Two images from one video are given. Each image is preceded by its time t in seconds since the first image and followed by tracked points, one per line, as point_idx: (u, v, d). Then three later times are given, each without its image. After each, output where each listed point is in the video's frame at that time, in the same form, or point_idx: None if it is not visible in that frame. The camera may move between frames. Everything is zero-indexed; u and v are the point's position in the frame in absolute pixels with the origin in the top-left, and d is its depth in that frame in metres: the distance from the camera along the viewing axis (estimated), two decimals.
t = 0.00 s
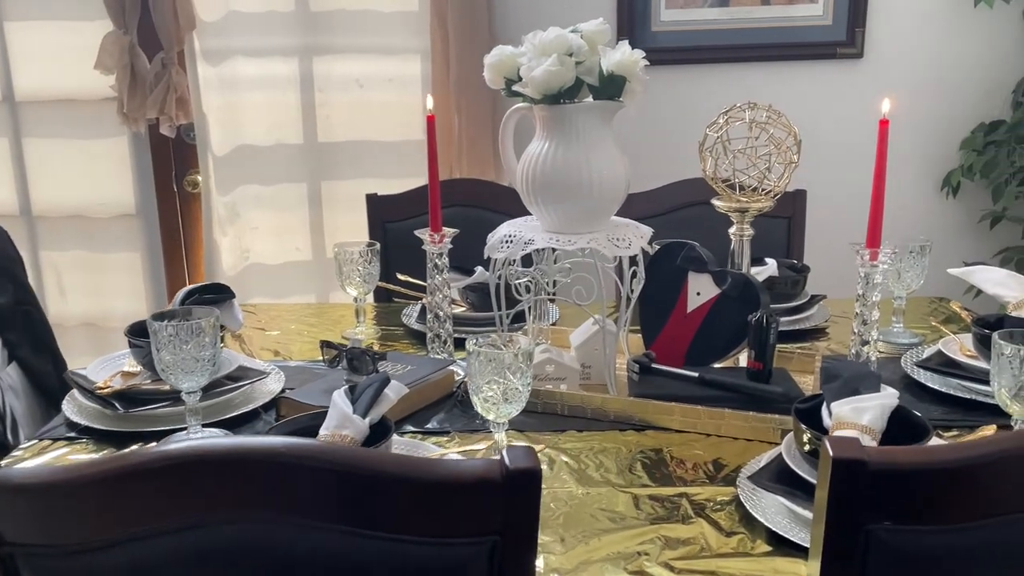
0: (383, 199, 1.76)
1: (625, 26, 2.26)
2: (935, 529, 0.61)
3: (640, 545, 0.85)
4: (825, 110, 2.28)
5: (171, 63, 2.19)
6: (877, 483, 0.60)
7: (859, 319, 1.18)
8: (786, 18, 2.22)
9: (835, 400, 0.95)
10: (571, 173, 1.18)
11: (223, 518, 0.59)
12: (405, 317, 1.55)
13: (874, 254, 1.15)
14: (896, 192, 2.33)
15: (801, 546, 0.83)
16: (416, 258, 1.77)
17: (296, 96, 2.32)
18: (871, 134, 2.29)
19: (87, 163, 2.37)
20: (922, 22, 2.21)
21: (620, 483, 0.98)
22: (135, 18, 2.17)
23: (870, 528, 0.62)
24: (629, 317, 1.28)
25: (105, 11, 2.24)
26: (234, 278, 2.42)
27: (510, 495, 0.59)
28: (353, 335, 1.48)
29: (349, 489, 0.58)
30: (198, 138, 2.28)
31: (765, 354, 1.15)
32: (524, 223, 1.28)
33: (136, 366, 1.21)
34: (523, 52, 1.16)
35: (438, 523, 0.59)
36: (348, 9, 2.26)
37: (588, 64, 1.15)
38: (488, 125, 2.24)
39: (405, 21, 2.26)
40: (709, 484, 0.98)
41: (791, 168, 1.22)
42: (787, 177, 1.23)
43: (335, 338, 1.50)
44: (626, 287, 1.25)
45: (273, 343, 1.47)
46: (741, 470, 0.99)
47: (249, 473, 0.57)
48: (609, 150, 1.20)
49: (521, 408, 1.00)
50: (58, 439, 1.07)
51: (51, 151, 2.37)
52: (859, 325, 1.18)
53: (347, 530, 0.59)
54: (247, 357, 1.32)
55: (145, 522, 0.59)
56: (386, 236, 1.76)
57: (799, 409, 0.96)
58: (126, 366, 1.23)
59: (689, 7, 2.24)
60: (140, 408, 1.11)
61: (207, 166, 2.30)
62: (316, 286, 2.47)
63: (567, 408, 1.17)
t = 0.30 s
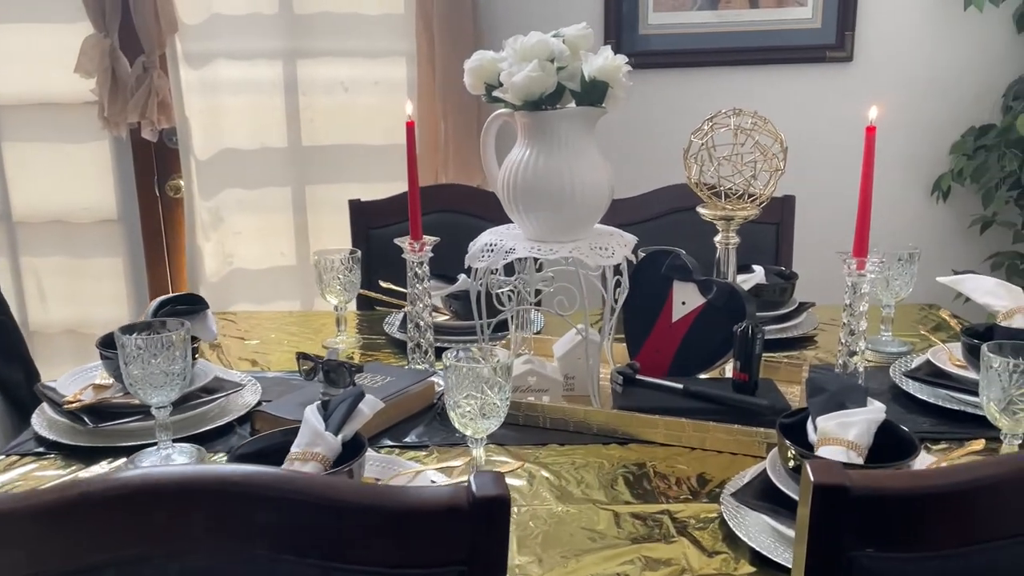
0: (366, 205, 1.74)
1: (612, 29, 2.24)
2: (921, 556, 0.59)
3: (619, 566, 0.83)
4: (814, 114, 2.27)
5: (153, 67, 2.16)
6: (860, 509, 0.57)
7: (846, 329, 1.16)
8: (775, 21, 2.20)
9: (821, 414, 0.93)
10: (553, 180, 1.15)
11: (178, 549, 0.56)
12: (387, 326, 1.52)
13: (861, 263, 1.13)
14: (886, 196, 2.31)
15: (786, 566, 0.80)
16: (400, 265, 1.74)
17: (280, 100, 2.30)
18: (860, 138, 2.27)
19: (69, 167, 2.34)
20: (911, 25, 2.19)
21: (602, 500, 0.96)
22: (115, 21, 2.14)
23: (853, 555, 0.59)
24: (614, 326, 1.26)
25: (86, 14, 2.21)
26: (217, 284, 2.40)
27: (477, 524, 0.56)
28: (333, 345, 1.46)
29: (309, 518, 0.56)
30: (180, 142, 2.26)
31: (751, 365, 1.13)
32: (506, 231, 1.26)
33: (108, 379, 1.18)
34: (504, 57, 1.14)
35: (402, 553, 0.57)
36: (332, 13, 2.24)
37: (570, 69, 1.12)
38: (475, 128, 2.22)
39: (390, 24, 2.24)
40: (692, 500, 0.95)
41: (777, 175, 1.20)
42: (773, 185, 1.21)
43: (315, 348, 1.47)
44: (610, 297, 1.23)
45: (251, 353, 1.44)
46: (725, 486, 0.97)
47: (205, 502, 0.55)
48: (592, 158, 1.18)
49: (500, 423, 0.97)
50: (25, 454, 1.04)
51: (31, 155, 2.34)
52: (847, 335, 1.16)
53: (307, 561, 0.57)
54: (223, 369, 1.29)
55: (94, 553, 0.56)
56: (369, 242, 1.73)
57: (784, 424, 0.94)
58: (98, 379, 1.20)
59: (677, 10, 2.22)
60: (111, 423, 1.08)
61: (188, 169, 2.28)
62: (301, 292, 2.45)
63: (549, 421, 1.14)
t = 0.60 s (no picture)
0: (352, 210, 1.71)
1: (603, 32, 2.23)
2: None
3: None
4: (808, 118, 2.24)
5: (139, 70, 2.14)
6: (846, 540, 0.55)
7: (837, 340, 1.13)
8: (769, 25, 2.18)
9: (810, 430, 0.90)
10: (538, 188, 1.13)
11: None
12: (372, 334, 1.50)
13: (852, 273, 1.11)
14: (880, 201, 2.29)
15: None
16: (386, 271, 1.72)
17: (268, 103, 2.29)
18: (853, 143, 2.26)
19: (53, 171, 2.32)
20: (905, 29, 2.17)
21: (586, 518, 0.93)
22: (101, 23, 2.12)
23: None
24: (601, 336, 1.23)
25: (70, 16, 2.18)
26: (204, 289, 2.39)
27: (447, 555, 0.53)
28: (316, 354, 1.43)
29: (271, 549, 0.54)
30: (166, 144, 2.24)
31: (739, 378, 1.11)
32: (491, 239, 1.23)
33: (83, 390, 1.16)
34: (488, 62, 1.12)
35: None
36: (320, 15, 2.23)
37: (555, 74, 1.10)
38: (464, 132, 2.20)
39: (378, 26, 2.23)
40: (678, 518, 0.93)
41: (767, 183, 1.18)
42: (762, 193, 1.18)
43: (299, 357, 1.44)
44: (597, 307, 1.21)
45: (232, 362, 1.41)
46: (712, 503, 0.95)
47: (161, 532, 0.53)
48: (578, 164, 1.16)
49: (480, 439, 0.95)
50: None
51: (15, 159, 2.31)
52: (838, 346, 1.13)
53: None
54: (202, 379, 1.26)
55: None
56: (356, 249, 1.70)
57: (772, 440, 0.91)
58: (72, 391, 1.17)
59: (670, 13, 2.20)
60: (84, 436, 1.05)
61: (175, 173, 2.26)
62: (289, 296, 2.44)
63: (534, 434, 1.11)
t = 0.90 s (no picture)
0: (342, 214, 1.69)
1: (597, 35, 2.21)
2: None
3: None
4: (804, 121, 2.22)
5: (129, 72, 2.12)
6: (834, 568, 0.53)
7: (831, 350, 1.10)
8: (765, 27, 2.16)
9: (801, 444, 0.88)
10: (526, 194, 1.10)
11: None
12: (360, 341, 1.48)
13: (846, 282, 1.08)
14: (877, 206, 2.27)
15: None
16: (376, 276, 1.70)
17: (259, 104, 2.29)
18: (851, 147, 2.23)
19: (42, 173, 2.30)
20: (904, 31, 2.15)
21: (572, 533, 0.91)
22: (91, 24, 2.10)
23: None
24: (591, 344, 1.21)
25: (59, 16, 2.17)
26: (195, 291, 2.38)
27: None
28: (304, 362, 1.41)
29: None
30: (157, 147, 2.23)
31: (731, 389, 1.08)
32: (479, 246, 1.21)
33: (61, 400, 1.13)
34: (475, 66, 1.09)
35: None
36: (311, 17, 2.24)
37: (544, 79, 1.08)
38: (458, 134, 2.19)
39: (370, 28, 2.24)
40: (666, 534, 0.90)
41: (760, 190, 1.16)
42: (755, 200, 1.16)
43: (285, 364, 1.42)
44: (587, 315, 1.18)
45: (217, 370, 1.39)
46: (701, 518, 0.92)
47: (118, 561, 0.51)
48: (567, 170, 1.13)
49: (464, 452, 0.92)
50: None
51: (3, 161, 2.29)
52: (832, 356, 1.10)
53: None
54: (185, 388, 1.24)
55: None
56: (345, 253, 1.68)
57: (762, 454, 0.89)
58: (51, 400, 1.15)
59: (665, 15, 2.18)
60: (60, 447, 1.02)
61: (166, 176, 2.25)
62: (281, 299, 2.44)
63: (521, 445, 1.09)
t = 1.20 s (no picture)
0: (333, 216, 1.68)
1: (592, 36, 2.19)
2: None
3: None
4: (801, 123, 2.21)
5: (120, 70, 2.16)
6: None
7: (824, 356, 1.09)
8: (761, 29, 2.14)
9: (791, 454, 0.86)
10: (515, 197, 1.09)
11: None
12: (350, 344, 1.46)
13: (840, 287, 1.06)
14: (874, 210, 2.25)
15: None
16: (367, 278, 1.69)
17: (252, 104, 2.32)
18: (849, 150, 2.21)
19: (35, 172, 2.32)
20: (902, 33, 2.13)
21: (557, 543, 0.89)
22: (82, 23, 2.12)
23: None
24: (581, 349, 1.19)
25: (51, 17, 2.19)
26: (187, 292, 2.42)
27: None
28: (293, 365, 1.40)
29: None
30: (149, 148, 2.28)
31: (722, 396, 1.06)
32: (468, 250, 1.19)
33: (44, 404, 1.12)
34: (464, 67, 1.07)
35: None
36: (305, 17, 2.26)
37: (534, 80, 1.05)
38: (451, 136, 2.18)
39: (364, 27, 2.25)
40: (654, 544, 0.89)
41: (753, 194, 1.14)
42: (747, 204, 1.15)
43: (273, 367, 1.41)
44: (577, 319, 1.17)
45: (204, 373, 1.37)
46: (690, 528, 0.90)
47: None
48: (557, 172, 1.12)
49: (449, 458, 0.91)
50: None
51: None
52: (825, 362, 1.09)
53: None
54: (170, 392, 1.22)
55: None
56: (336, 255, 1.67)
57: (752, 464, 0.87)
58: (33, 404, 1.13)
59: (660, 17, 2.16)
60: (41, 453, 1.01)
61: (157, 175, 2.30)
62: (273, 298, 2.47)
63: (509, 452, 1.08)
